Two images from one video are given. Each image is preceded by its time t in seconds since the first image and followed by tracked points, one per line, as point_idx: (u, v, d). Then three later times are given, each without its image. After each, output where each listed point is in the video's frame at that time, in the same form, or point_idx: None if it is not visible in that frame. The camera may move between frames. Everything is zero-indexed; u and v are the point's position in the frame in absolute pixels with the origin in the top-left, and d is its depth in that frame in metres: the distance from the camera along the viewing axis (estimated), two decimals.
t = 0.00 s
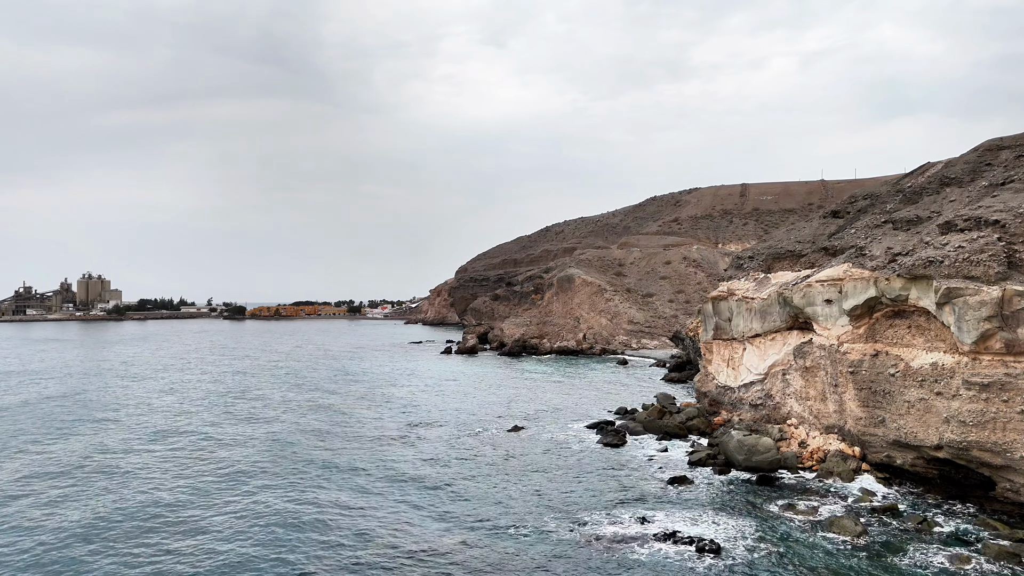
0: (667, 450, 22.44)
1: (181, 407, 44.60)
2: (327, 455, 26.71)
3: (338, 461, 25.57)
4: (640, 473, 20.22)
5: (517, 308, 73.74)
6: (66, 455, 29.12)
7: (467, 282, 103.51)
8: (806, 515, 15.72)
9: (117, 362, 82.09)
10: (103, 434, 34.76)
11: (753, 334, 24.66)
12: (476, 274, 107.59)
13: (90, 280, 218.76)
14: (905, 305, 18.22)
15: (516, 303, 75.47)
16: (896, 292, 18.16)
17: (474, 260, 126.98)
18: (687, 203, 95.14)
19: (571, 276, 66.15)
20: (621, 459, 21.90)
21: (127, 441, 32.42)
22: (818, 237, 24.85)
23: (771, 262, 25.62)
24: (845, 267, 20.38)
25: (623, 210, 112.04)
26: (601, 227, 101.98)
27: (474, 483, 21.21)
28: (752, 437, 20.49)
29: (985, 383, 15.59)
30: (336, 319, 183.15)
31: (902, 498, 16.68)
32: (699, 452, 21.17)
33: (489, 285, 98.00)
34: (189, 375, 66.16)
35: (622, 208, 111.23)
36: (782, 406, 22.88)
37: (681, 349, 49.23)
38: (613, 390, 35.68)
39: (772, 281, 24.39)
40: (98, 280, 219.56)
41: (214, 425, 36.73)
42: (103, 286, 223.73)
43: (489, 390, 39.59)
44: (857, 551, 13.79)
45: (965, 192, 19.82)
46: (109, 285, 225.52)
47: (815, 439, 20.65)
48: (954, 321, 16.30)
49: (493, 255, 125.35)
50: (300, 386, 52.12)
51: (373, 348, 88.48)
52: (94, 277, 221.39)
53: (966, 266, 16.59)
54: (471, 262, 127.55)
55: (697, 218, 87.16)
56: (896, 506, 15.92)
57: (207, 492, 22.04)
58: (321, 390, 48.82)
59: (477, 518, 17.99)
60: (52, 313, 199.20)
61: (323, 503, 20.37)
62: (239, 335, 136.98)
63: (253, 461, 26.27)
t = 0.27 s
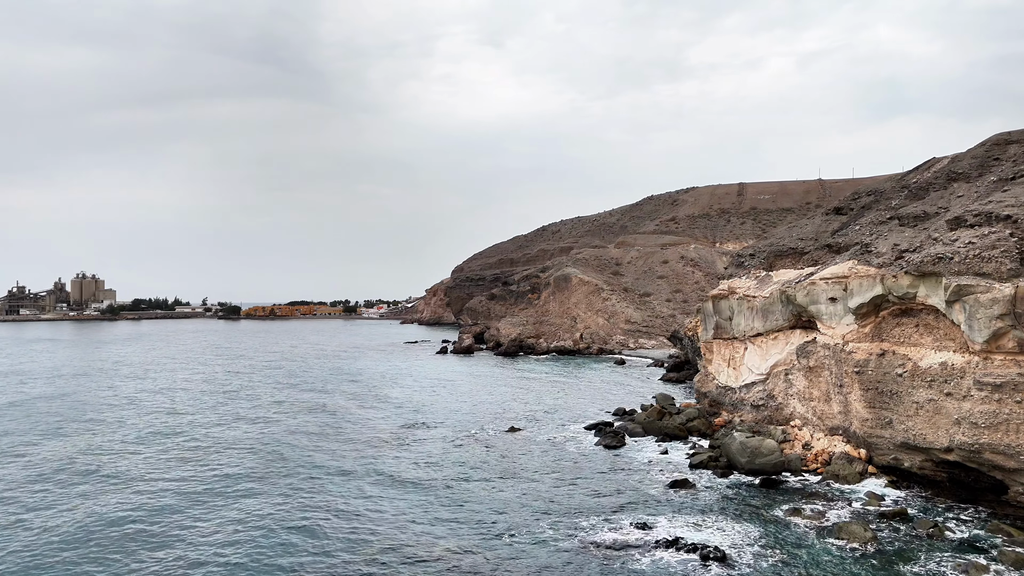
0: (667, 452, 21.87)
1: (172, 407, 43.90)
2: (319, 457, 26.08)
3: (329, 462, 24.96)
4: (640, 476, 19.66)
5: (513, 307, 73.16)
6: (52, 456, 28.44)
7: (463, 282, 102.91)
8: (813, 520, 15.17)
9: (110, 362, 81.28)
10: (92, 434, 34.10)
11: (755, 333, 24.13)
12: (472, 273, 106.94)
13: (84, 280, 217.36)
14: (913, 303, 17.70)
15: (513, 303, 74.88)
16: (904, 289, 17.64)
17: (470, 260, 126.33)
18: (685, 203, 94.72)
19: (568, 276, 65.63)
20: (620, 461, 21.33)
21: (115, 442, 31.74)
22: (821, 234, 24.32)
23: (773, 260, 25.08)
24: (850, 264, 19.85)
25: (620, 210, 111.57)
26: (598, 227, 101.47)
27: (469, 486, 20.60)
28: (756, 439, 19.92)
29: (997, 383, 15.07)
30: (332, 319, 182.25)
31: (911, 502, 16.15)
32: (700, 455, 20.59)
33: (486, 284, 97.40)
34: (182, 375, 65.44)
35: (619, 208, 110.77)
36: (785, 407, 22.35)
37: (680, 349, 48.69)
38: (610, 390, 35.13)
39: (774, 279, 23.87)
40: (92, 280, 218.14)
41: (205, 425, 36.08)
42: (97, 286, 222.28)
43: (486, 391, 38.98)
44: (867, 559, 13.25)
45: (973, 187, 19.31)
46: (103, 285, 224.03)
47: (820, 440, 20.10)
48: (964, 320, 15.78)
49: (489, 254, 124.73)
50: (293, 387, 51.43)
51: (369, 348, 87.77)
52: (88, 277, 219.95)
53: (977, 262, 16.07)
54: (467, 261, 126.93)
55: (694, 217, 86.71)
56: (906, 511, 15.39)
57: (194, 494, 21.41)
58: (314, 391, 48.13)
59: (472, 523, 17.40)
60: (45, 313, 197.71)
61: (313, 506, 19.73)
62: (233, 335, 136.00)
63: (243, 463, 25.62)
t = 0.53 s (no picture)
0: (668, 454, 21.30)
1: (164, 408, 43.21)
2: (310, 458, 25.46)
3: (321, 465, 24.34)
4: (641, 479, 19.10)
5: (510, 307, 72.60)
6: (38, 457, 27.79)
7: (460, 281, 102.32)
8: (821, 526, 14.63)
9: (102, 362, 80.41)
10: (81, 435, 33.44)
11: (757, 332, 23.59)
12: (469, 273, 106.35)
13: (78, 279, 215.96)
14: (922, 301, 17.18)
15: (509, 302, 74.29)
16: (912, 287, 17.11)
17: (467, 259, 125.69)
18: (682, 202, 94.33)
19: (565, 275, 65.15)
20: (620, 464, 20.77)
21: (104, 442, 31.08)
22: (825, 231, 23.80)
23: (775, 257, 24.55)
24: (856, 261, 19.33)
25: (617, 209, 111.13)
26: (595, 226, 100.95)
27: (465, 490, 19.98)
28: (759, 440, 19.37)
29: (1012, 384, 14.55)
30: (327, 319, 181.32)
31: (922, 506, 15.64)
32: (702, 457, 20.03)
33: (482, 284, 96.83)
34: (175, 375, 64.66)
35: (616, 207, 110.36)
36: (788, 408, 21.83)
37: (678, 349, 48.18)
38: (608, 390, 34.58)
39: (776, 277, 23.34)
40: (86, 279, 216.74)
41: (196, 426, 35.43)
42: (91, 285, 220.89)
43: (482, 391, 38.39)
44: (880, 567, 12.69)
45: (982, 182, 18.80)
46: (97, 284, 222.62)
47: (825, 442, 19.56)
48: (976, 318, 15.26)
49: (486, 254, 124.13)
50: (287, 387, 50.77)
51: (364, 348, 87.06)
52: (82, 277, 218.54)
53: (989, 259, 15.56)
54: (463, 261, 126.33)
55: (691, 216, 86.29)
56: (917, 516, 14.85)
57: (181, 497, 20.79)
58: (308, 391, 47.46)
59: (468, 528, 16.81)
60: (39, 313, 196.30)
61: (304, 510, 19.13)
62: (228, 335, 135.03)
63: (234, 465, 24.99)
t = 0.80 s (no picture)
0: (668, 457, 20.72)
1: (154, 408, 42.52)
2: (302, 460, 24.86)
3: (313, 467, 23.73)
4: (641, 483, 18.52)
5: (506, 306, 72.04)
6: (24, 458, 27.16)
7: (456, 281, 101.72)
8: (830, 533, 14.07)
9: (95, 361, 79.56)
10: (68, 435, 32.78)
11: (759, 331, 23.04)
12: (465, 272, 105.74)
13: (72, 279, 214.69)
14: (932, 299, 16.65)
15: (506, 302, 73.70)
16: (922, 285, 16.57)
17: (463, 259, 125.04)
18: (680, 201, 93.87)
19: (562, 275, 64.67)
20: (619, 467, 20.20)
21: (92, 443, 30.45)
22: (829, 228, 23.26)
23: (777, 255, 24.00)
24: (862, 258, 18.80)
25: (614, 209, 110.68)
26: (592, 225, 100.42)
27: (459, 494, 19.40)
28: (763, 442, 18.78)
29: None
30: (323, 318, 180.39)
31: (933, 511, 15.12)
32: (704, 460, 19.44)
33: (479, 284, 96.25)
34: (168, 375, 63.94)
35: (614, 207, 109.93)
36: (792, 409, 21.29)
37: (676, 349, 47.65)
38: (606, 391, 34.02)
39: (779, 275, 22.80)
40: (81, 279, 215.47)
41: (187, 426, 34.79)
42: (85, 285, 219.61)
43: (478, 391, 37.79)
44: None
45: (991, 177, 18.28)
46: (92, 284, 221.27)
47: (831, 445, 19.01)
48: (989, 317, 14.72)
49: (482, 253, 123.50)
50: (281, 387, 50.13)
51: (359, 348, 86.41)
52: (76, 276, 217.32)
53: (1002, 255, 15.03)
54: (460, 260, 125.69)
55: (689, 216, 85.82)
56: (930, 521, 14.30)
57: (168, 500, 20.19)
58: (302, 391, 46.83)
59: (463, 534, 16.22)
60: (33, 313, 194.92)
61: (293, 515, 18.54)
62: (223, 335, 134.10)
63: (223, 467, 24.38)
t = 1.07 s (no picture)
0: (669, 461, 20.16)
1: (146, 409, 41.82)
2: (295, 462, 24.28)
3: (306, 469, 23.14)
4: (642, 487, 17.96)
5: (503, 306, 71.45)
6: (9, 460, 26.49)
7: (453, 280, 101.10)
8: (841, 540, 13.54)
9: (87, 361, 78.67)
10: (56, 435, 32.09)
11: (762, 331, 22.49)
12: (462, 272, 105.12)
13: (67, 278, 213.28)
14: (942, 297, 16.12)
15: (503, 302, 73.10)
16: (933, 282, 16.03)
17: (460, 258, 124.36)
18: (678, 200, 93.45)
19: (560, 274, 64.11)
20: (619, 470, 19.64)
21: (80, 445, 29.79)
22: (833, 225, 22.73)
23: (781, 253, 23.46)
24: (870, 255, 18.25)
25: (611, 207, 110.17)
26: (589, 225, 99.86)
27: (455, 498, 18.83)
28: (768, 445, 18.19)
29: None
30: (319, 318, 179.23)
31: (946, 516, 14.64)
32: (706, 464, 18.86)
33: (475, 283, 95.68)
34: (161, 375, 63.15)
35: (611, 206, 109.42)
36: (796, 410, 20.75)
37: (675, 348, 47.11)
38: (605, 392, 33.46)
39: (782, 273, 22.27)
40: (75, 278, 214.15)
41: (178, 427, 34.13)
42: (80, 284, 218.22)
43: (474, 392, 37.19)
44: None
45: (1002, 172, 17.78)
46: (86, 283, 219.89)
47: (837, 447, 18.47)
48: (1004, 316, 14.21)
49: (479, 253, 122.83)
50: (275, 388, 49.47)
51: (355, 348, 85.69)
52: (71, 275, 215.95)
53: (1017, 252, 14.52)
54: (457, 260, 125.03)
55: (687, 215, 85.38)
56: (943, 528, 13.80)
57: (156, 505, 19.60)
58: (296, 391, 46.17)
59: (458, 541, 15.65)
60: (26, 313, 193.39)
61: (285, 520, 17.97)
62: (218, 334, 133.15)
63: (213, 470, 23.78)
